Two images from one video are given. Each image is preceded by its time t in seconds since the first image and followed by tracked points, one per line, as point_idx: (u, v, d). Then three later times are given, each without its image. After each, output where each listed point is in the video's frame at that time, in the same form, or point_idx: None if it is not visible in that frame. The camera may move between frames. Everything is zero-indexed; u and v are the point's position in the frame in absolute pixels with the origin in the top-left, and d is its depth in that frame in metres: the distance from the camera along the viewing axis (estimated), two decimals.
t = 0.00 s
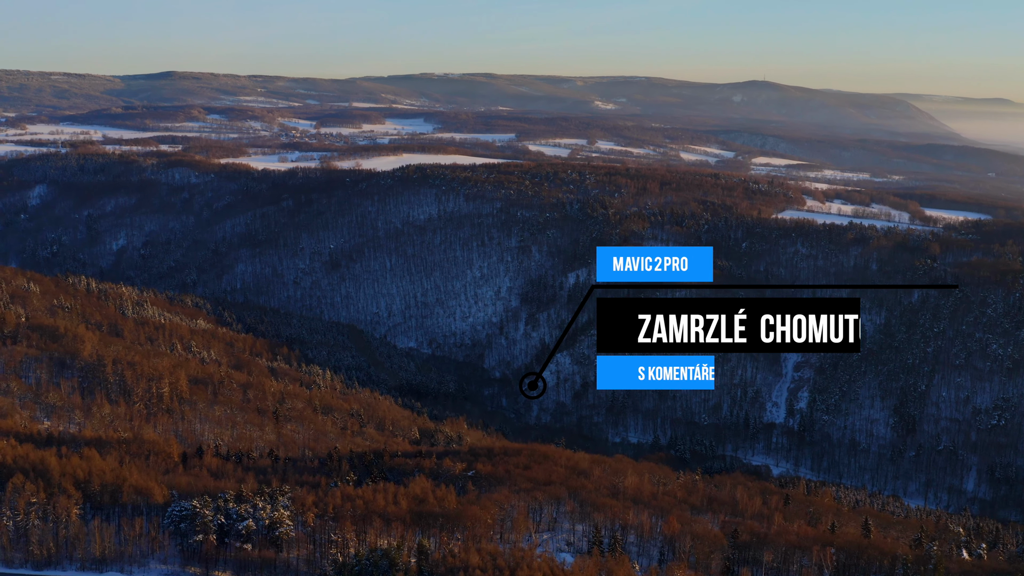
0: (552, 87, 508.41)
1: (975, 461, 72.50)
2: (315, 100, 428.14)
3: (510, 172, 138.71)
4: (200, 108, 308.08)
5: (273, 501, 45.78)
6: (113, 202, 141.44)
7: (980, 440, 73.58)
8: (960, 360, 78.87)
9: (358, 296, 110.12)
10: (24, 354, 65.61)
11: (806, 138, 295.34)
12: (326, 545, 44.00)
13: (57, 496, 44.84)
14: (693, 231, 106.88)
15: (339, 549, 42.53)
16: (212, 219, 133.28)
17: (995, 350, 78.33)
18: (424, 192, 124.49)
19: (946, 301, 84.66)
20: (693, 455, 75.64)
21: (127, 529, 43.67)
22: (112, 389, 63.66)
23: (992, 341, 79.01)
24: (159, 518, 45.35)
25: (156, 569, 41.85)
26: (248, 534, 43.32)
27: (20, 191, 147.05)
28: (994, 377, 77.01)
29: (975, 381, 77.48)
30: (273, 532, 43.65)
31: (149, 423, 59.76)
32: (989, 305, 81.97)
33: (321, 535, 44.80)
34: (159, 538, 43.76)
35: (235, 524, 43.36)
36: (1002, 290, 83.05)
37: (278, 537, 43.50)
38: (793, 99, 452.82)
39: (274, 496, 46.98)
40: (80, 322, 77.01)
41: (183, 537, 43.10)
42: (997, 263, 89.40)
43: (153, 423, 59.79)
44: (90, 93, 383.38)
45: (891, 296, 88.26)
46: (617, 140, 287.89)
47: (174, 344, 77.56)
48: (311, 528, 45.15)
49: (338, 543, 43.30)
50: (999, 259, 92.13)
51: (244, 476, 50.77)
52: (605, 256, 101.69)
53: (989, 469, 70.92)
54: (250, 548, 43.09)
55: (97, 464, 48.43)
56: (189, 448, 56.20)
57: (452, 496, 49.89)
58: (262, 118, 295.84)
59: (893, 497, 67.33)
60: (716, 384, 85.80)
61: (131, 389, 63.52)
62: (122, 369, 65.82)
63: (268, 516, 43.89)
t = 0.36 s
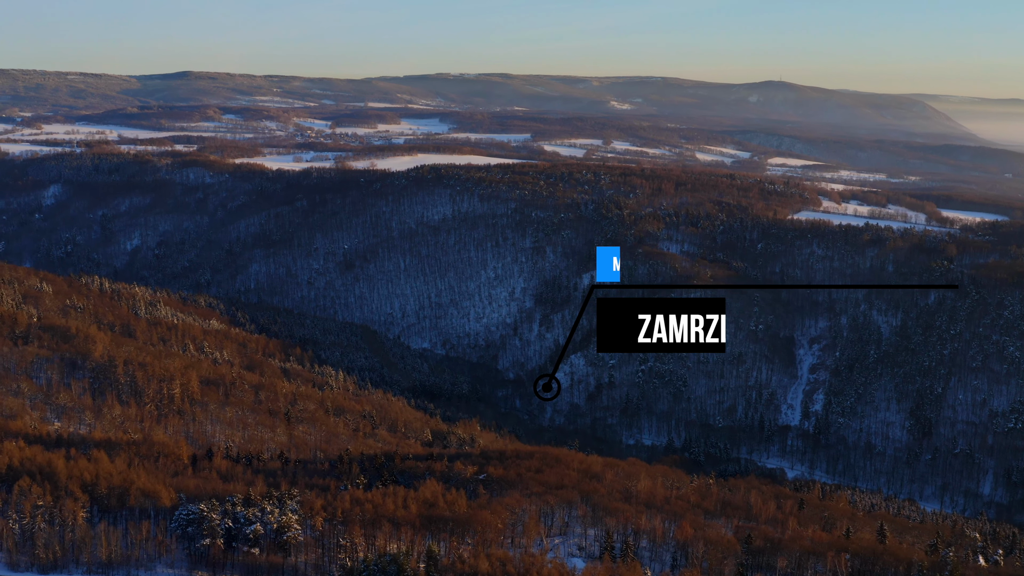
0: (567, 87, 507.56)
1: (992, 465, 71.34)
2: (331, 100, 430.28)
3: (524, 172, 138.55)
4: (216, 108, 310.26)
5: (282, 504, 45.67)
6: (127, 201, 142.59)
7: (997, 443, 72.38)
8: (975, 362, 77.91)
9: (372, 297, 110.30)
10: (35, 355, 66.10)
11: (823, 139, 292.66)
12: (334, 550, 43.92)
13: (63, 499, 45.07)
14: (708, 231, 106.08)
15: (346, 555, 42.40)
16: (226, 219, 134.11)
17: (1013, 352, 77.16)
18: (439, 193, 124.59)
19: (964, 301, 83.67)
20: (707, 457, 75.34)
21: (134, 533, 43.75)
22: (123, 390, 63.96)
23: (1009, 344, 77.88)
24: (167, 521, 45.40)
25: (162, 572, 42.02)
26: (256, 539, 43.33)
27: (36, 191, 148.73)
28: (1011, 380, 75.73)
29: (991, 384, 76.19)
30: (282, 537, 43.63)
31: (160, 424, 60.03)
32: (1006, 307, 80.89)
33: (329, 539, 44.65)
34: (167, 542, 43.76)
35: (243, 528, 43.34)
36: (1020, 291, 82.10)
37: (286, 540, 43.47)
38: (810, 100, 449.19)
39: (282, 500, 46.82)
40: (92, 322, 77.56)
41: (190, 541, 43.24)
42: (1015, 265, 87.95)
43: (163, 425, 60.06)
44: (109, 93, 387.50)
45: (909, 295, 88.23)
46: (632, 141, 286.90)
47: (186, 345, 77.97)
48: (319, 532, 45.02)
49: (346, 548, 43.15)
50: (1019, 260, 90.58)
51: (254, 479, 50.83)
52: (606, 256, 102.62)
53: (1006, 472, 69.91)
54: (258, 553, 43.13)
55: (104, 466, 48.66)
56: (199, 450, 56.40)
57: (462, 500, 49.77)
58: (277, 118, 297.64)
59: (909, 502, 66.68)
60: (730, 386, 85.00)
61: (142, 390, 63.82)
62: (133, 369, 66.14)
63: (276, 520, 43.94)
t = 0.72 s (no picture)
0: (583, 87, 506.51)
1: (1009, 468, 70.73)
2: (348, 100, 432.23)
3: (539, 172, 138.28)
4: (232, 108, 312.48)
5: (290, 509, 45.48)
6: (143, 201, 143.77)
7: (1014, 447, 71.57)
8: (994, 364, 77.03)
9: (386, 297, 110.43)
10: (47, 355, 66.48)
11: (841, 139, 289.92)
12: (343, 555, 43.63)
13: (70, 502, 45.13)
14: (724, 232, 105.39)
15: (356, 558, 42.18)
16: (241, 219, 134.98)
17: None
18: (454, 193, 124.78)
19: (981, 304, 82.99)
20: (722, 460, 74.79)
21: (141, 536, 43.34)
22: (134, 391, 64.25)
23: None
24: (175, 524, 45.15)
25: None
26: (265, 543, 43.12)
27: (52, 190, 150.24)
28: None
29: (1009, 387, 75.23)
30: (291, 541, 43.31)
31: (171, 426, 60.24)
32: None
33: (337, 544, 44.42)
34: (174, 546, 43.44)
35: (251, 532, 43.08)
36: None
37: (295, 545, 43.06)
38: (828, 100, 445.09)
39: (291, 503, 46.62)
40: (105, 323, 78.05)
41: (198, 545, 42.82)
42: None
43: (175, 426, 60.29)
44: (125, 93, 390.86)
45: (927, 298, 86.79)
46: (648, 141, 285.90)
47: (200, 346, 78.37)
48: (328, 537, 44.87)
49: (355, 552, 42.81)
50: None
51: (263, 482, 50.81)
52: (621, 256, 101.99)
53: None
54: (266, 558, 42.89)
55: (112, 469, 48.88)
56: (210, 452, 56.52)
57: (473, 504, 49.60)
58: (293, 118, 299.38)
59: (926, 506, 66.02)
60: (745, 388, 83.97)
61: (154, 392, 64.05)
62: (145, 370, 66.42)
63: (285, 525, 43.55)
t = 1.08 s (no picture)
0: (599, 87, 505.21)
1: None
2: (365, 100, 434.13)
3: (556, 172, 137.85)
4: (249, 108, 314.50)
5: (299, 513, 45.35)
6: (158, 201, 144.94)
7: None
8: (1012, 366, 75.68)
9: (401, 298, 110.53)
10: (59, 355, 66.69)
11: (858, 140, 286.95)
12: (352, 559, 43.40)
13: (78, 505, 44.85)
14: (740, 233, 104.58)
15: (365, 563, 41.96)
16: (256, 219, 135.81)
17: None
18: (469, 194, 124.76)
19: (999, 306, 81.93)
20: (738, 463, 74.18)
21: (148, 540, 43.16)
22: (146, 392, 64.38)
23: None
24: (183, 528, 45.04)
25: None
26: (273, 547, 42.75)
27: (68, 190, 151.44)
28: None
29: None
30: (299, 546, 42.91)
31: (183, 427, 60.46)
32: None
33: (347, 548, 44.13)
34: (182, 549, 43.27)
35: (259, 536, 42.94)
36: None
37: (303, 549, 42.88)
38: (846, 100, 440.93)
39: (300, 507, 46.54)
40: (118, 323, 78.62)
41: (206, 549, 42.67)
42: None
43: (187, 427, 60.53)
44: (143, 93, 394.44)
45: (943, 300, 85.74)
46: (664, 142, 284.67)
47: (213, 347, 78.71)
48: (337, 541, 44.64)
49: (363, 556, 42.57)
50: None
51: (273, 485, 50.80)
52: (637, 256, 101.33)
53: None
54: (275, 561, 42.69)
55: (120, 472, 48.71)
56: (220, 454, 56.63)
57: (484, 508, 49.34)
58: (309, 118, 300.92)
59: (943, 510, 65.01)
60: (762, 390, 83.09)
61: (166, 393, 64.22)
62: (156, 371, 66.59)
63: (294, 529, 43.26)
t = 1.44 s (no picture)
0: (615, 87, 503.62)
1: None
2: (381, 100, 435.67)
3: (573, 173, 137.41)
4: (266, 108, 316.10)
5: (308, 518, 45.24)
6: (174, 201, 145.99)
7: None
8: None
9: (416, 298, 110.61)
10: (71, 356, 67.04)
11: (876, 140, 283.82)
12: (361, 565, 43.20)
13: (85, 508, 44.86)
14: (756, 234, 103.56)
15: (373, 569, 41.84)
16: (272, 219, 136.55)
17: None
18: (484, 195, 124.64)
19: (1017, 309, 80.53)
20: (753, 466, 73.43)
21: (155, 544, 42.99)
22: (159, 393, 64.70)
23: None
24: (190, 533, 45.08)
25: None
26: (281, 552, 42.65)
27: (84, 190, 152.77)
28: None
29: None
30: (308, 550, 42.88)
31: (194, 428, 60.77)
32: None
33: (357, 553, 43.98)
34: (190, 554, 43.21)
35: (268, 541, 42.90)
36: None
37: (311, 555, 42.78)
38: (864, 100, 436.28)
39: (310, 511, 46.46)
40: (131, 323, 79.14)
41: (215, 553, 42.60)
42: None
43: (198, 428, 60.81)
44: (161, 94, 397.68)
45: (960, 303, 84.48)
46: (681, 142, 283.33)
47: (227, 347, 79.12)
48: (346, 546, 44.39)
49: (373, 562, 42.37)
50: None
51: (284, 488, 50.80)
52: (654, 257, 100.45)
53: None
54: (283, 566, 42.50)
55: (128, 475, 48.65)
56: (231, 456, 56.82)
57: (496, 513, 49.08)
58: (325, 118, 302.32)
59: (960, 514, 63.97)
60: (777, 393, 82.27)
61: (177, 394, 64.46)
62: (168, 372, 66.85)
63: (303, 533, 43.24)
